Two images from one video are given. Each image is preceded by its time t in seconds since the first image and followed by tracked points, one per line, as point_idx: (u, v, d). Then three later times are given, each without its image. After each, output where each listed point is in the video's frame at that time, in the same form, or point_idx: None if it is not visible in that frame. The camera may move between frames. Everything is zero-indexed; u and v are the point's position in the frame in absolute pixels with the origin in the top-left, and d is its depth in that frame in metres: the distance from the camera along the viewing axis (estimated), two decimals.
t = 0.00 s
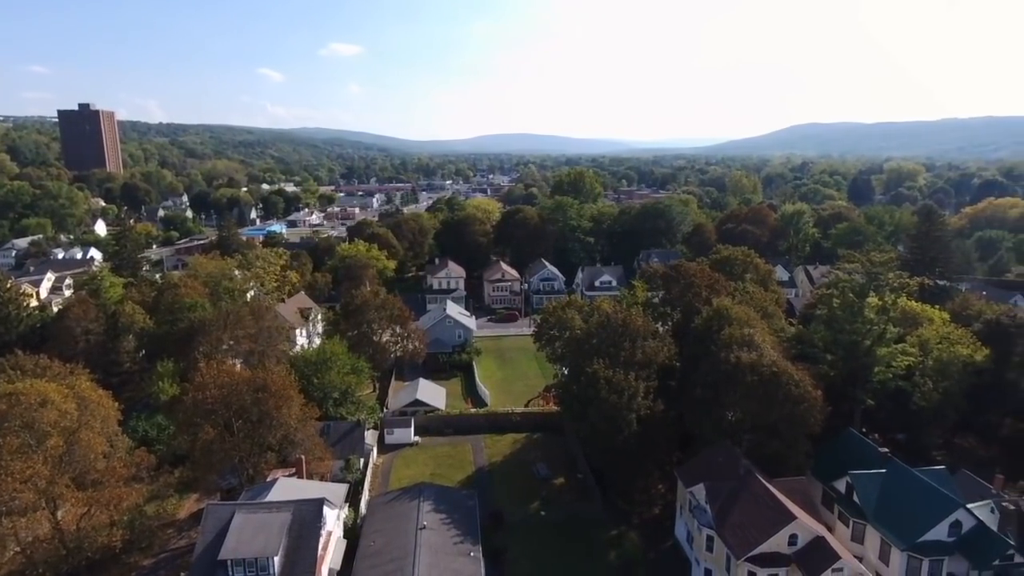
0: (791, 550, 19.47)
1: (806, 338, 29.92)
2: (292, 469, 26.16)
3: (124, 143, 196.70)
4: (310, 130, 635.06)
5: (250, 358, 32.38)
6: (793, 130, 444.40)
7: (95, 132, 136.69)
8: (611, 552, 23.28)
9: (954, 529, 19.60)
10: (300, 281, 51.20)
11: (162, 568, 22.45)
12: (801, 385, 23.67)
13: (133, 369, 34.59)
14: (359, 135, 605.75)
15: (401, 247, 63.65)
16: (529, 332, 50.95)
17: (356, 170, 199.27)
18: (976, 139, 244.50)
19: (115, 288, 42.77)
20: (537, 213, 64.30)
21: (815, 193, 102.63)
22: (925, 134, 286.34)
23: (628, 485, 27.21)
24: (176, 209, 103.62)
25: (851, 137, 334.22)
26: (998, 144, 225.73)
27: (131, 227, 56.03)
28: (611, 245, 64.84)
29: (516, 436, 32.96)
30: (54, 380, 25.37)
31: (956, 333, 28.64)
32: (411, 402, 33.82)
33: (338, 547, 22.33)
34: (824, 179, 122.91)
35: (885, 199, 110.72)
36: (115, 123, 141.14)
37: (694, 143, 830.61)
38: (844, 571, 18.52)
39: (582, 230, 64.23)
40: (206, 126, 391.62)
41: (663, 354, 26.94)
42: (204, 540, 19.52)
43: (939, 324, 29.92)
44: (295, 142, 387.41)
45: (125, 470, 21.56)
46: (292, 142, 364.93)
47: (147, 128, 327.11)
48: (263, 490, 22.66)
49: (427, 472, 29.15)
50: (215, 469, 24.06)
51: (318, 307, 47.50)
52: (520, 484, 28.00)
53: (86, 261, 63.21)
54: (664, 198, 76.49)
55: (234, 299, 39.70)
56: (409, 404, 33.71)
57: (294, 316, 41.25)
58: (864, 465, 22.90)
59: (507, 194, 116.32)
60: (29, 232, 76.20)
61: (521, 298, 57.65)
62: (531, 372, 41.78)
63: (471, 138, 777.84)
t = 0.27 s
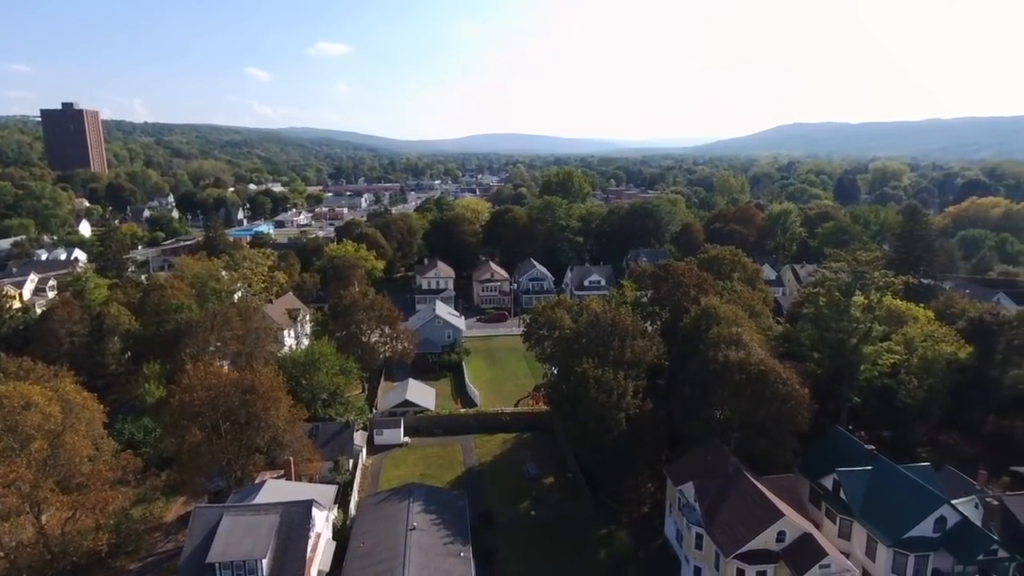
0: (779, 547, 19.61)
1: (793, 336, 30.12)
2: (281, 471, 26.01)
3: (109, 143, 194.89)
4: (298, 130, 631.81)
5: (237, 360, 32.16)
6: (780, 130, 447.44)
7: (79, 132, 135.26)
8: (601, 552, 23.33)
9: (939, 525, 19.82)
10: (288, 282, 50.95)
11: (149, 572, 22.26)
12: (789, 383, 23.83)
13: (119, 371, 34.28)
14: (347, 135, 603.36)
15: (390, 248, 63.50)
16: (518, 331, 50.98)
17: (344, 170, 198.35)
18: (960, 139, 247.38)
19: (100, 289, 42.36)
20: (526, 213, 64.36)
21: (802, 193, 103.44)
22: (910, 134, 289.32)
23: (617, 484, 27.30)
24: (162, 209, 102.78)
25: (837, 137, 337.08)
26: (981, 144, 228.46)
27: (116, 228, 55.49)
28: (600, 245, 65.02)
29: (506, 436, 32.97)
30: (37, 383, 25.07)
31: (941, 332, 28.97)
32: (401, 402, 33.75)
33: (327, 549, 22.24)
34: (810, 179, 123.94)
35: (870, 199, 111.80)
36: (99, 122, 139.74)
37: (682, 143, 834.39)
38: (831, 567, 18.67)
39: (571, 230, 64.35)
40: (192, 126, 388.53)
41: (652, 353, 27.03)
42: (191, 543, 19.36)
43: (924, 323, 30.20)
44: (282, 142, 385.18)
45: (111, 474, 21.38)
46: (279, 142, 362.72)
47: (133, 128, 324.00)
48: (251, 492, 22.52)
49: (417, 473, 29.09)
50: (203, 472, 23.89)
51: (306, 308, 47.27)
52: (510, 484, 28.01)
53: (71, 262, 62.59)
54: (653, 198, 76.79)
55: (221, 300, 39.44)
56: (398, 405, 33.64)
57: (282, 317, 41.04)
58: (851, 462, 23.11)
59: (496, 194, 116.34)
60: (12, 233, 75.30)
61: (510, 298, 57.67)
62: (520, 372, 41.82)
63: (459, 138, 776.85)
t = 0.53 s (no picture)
0: (767, 545, 19.75)
1: (781, 335, 30.32)
2: (270, 473, 25.87)
3: (94, 142, 193.72)
4: (285, 130, 627.60)
5: (225, 362, 31.91)
6: (768, 130, 450.11)
7: (63, 131, 133.84)
8: (591, 551, 23.38)
9: (925, 521, 20.00)
10: (277, 283, 50.68)
11: None
12: (776, 382, 24.00)
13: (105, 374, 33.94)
14: (335, 134, 600.95)
15: (379, 248, 63.35)
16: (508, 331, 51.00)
17: (332, 170, 197.41)
18: (944, 140, 250.05)
19: (86, 290, 41.94)
20: (515, 213, 64.38)
21: (789, 193, 104.19)
22: (895, 134, 292.12)
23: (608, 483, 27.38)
24: (148, 210, 101.91)
25: (824, 137, 339.75)
26: (965, 144, 231.03)
27: (101, 228, 54.94)
28: (589, 244, 65.17)
29: (496, 436, 32.98)
30: (22, 386, 24.78)
31: (926, 330, 29.29)
32: (390, 403, 33.68)
33: (317, 551, 22.15)
34: (797, 179, 124.81)
35: (856, 199, 112.79)
36: (83, 121, 138.33)
37: (670, 143, 837.36)
38: (819, 564, 18.81)
39: (560, 230, 64.43)
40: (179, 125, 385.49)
41: (641, 353, 27.13)
42: (179, 547, 19.20)
43: (909, 321, 30.49)
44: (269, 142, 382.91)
45: (97, 477, 21.23)
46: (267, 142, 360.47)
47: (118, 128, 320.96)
48: (240, 494, 22.38)
49: (407, 474, 29.04)
50: (190, 475, 23.73)
51: (295, 309, 47.04)
52: (500, 484, 28.01)
53: (55, 263, 61.96)
54: (642, 198, 77.05)
55: (209, 301, 39.18)
56: (388, 406, 33.57)
57: (270, 318, 40.82)
58: (838, 459, 23.30)
59: (485, 194, 116.32)
60: None
61: (499, 298, 57.67)
62: (510, 372, 41.84)
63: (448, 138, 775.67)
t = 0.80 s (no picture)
0: (757, 544, 19.86)
1: (769, 335, 30.50)
2: (259, 475, 25.75)
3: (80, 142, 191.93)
4: (274, 130, 624.79)
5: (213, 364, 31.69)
6: (756, 131, 452.95)
7: (47, 130, 132.53)
8: (582, 551, 23.44)
9: (912, 519, 20.19)
10: (266, 284, 50.45)
11: None
12: (765, 381, 24.14)
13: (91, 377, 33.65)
14: (324, 134, 598.72)
15: (369, 249, 63.19)
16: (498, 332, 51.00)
17: (322, 170, 196.68)
18: (930, 140, 252.67)
19: (72, 292, 41.58)
20: (506, 213, 64.38)
21: (777, 193, 104.90)
22: (882, 134, 294.81)
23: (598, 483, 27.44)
24: (136, 210, 101.14)
25: (811, 137, 342.13)
26: (950, 145, 233.45)
27: (87, 230, 54.46)
28: (579, 245, 65.31)
29: (487, 437, 32.97)
30: (7, 390, 24.57)
31: (912, 329, 29.55)
32: (381, 405, 33.60)
33: (307, 554, 22.07)
34: (785, 179, 125.71)
35: (843, 198, 113.77)
36: (69, 121, 137.04)
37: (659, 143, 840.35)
38: (808, 562, 18.93)
39: (550, 230, 64.52)
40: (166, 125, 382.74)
41: (631, 353, 27.21)
42: (168, 552, 19.06)
43: (896, 320, 30.75)
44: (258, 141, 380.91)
45: (84, 482, 21.10)
46: (256, 142, 358.41)
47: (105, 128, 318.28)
48: (229, 498, 22.26)
49: (398, 476, 28.98)
50: (179, 478, 23.57)
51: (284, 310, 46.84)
52: (491, 485, 28.01)
53: (41, 265, 61.39)
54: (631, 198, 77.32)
55: (197, 303, 38.93)
56: (379, 407, 33.49)
57: (259, 320, 40.63)
58: (827, 458, 23.47)
59: (475, 194, 116.32)
60: None
61: (490, 298, 57.66)
62: (500, 373, 41.85)
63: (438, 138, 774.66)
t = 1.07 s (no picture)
0: (748, 543, 19.96)
1: (761, 335, 30.64)
2: (251, 478, 25.64)
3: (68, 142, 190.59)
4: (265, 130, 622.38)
5: (204, 365, 31.50)
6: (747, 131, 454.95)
7: (35, 130, 131.46)
8: (575, 552, 23.48)
9: (901, 517, 20.36)
10: (257, 285, 50.25)
11: None
12: (757, 381, 24.25)
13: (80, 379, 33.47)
14: (316, 134, 596.77)
15: (361, 249, 63.05)
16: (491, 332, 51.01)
17: (313, 171, 196.01)
18: (918, 140, 254.71)
19: (61, 294, 41.30)
20: (498, 214, 64.38)
21: (768, 193, 105.50)
22: (871, 135, 296.84)
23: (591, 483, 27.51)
24: (125, 211, 100.51)
25: (802, 137, 344.00)
26: (938, 145, 235.41)
27: (76, 231, 54.05)
28: (571, 245, 65.44)
29: (480, 438, 32.96)
30: None
31: (902, 328, 29.77)
32: (373, 406, 33.54)
33: (299, 556, 22.00)
34: (776, 179, 126.41)
35: (833, 198, 114.56)
36: (57, 121, 135.98)
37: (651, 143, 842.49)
38: (799, 561, 19.05)
39: (543, 230, 64.56)
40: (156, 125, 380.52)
41: (624, 353, 27.28)
42: (158, 555, 18.92)
43: (885, 320, 30.95)
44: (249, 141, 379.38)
45: (74, 485, 21.00)
46: (247, 142, 356.99)
47: (94, 128, 316.22)
48: (220, 500, 22.16)
49: (390, 477, 28.94)
50: (170, 481, 23.44)
51: (275, 311, 46.67)
52: (483, 486, 28.00)
53: (29, 266, 60.94)
54: (623, 198, 77.49)
55: (188, 304, 38.72)
56: (371, 408, 33.43)
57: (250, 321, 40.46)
58: (817, 457, 23.60)
59: (467, 194, 116.24)
60: None
61: (482, 298, 57.64)
62: (493, 373, 41.86)
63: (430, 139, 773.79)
